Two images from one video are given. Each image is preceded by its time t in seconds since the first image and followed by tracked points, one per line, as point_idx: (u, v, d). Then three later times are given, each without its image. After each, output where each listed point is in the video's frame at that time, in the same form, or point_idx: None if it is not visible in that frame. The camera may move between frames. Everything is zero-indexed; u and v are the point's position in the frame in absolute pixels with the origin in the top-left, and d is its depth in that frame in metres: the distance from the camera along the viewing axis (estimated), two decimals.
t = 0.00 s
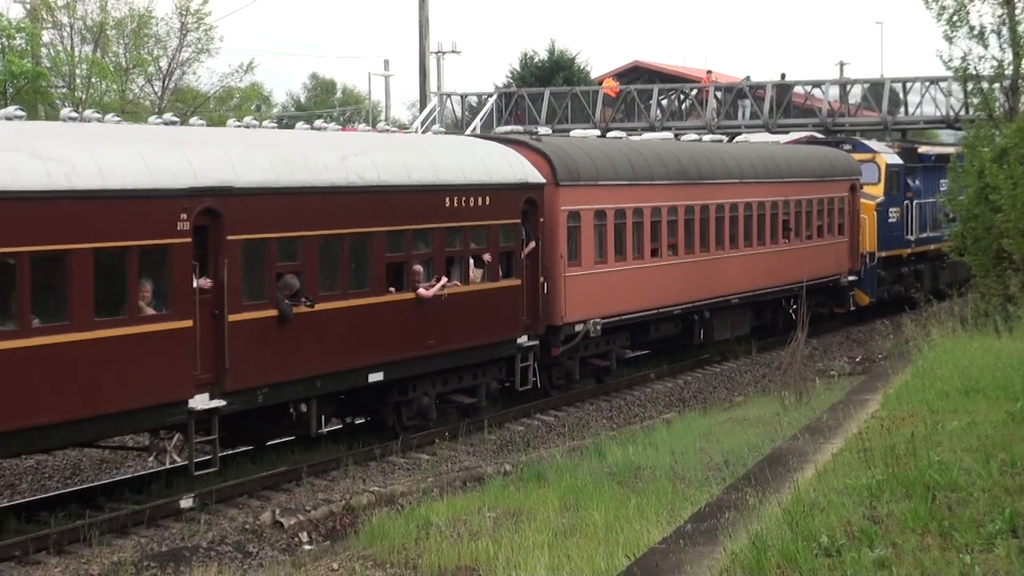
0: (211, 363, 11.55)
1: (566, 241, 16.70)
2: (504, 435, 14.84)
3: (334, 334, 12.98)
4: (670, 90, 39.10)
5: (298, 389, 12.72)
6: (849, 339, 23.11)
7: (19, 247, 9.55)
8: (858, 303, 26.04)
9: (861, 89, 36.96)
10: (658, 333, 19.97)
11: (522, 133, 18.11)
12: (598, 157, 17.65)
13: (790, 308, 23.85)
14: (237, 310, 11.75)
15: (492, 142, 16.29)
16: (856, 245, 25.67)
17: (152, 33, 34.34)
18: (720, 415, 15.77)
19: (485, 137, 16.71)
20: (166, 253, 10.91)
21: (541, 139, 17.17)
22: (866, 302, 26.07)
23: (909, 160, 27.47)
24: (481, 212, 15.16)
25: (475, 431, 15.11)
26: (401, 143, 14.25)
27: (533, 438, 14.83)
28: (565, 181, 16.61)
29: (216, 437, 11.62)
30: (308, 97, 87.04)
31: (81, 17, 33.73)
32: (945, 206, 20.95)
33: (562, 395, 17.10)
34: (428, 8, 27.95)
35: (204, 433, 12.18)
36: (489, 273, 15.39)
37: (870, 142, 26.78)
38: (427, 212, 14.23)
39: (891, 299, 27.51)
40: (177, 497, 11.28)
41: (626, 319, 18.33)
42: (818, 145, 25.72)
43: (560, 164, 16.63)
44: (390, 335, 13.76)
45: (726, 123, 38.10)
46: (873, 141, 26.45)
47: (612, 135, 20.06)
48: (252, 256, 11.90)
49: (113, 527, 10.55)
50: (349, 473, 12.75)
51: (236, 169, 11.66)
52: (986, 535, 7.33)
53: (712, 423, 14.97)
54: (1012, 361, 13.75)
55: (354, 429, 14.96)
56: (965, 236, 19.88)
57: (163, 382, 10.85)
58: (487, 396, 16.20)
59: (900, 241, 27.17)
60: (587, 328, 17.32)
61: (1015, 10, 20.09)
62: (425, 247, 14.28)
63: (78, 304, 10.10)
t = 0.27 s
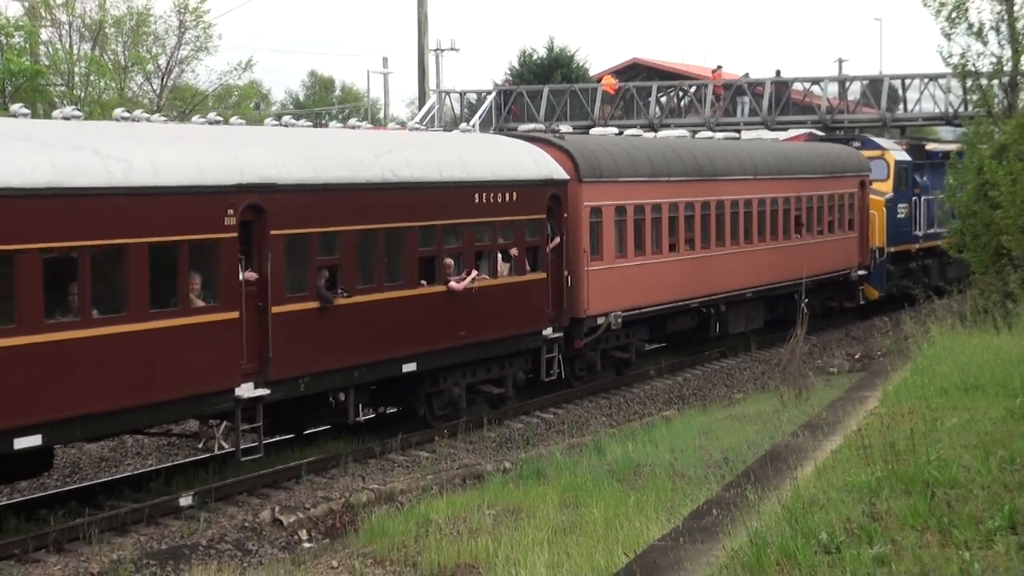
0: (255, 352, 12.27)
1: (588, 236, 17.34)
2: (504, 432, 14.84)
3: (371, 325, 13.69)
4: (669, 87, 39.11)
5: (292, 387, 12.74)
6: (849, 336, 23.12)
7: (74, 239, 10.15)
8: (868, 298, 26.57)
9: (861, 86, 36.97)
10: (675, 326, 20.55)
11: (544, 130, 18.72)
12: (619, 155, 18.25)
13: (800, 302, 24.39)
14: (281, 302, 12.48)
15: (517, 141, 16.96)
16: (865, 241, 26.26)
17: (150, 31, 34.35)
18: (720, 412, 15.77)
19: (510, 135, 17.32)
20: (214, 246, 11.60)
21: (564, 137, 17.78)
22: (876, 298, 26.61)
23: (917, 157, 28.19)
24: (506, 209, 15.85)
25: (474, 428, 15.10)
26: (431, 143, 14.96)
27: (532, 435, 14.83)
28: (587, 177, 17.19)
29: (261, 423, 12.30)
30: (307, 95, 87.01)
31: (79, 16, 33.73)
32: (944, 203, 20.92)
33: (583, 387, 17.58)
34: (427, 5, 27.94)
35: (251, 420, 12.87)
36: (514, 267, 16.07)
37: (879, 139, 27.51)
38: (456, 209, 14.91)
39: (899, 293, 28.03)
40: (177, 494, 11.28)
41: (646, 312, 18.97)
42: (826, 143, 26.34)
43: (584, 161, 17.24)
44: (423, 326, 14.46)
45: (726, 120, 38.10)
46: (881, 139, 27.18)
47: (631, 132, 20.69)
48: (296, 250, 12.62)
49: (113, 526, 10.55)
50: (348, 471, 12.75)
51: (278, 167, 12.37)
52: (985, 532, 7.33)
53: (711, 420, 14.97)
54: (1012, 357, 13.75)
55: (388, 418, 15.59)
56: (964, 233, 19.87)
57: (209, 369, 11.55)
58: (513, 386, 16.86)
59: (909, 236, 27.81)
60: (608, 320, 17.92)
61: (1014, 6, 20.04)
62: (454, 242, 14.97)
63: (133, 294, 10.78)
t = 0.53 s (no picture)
0: (296, 344, 12.76)
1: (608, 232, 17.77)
2: (504, 430, 14.84)
3: (404, 318, 14.19)
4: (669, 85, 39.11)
5: (327, 378, 13.20)
6: (849, 334, 23.13)
7: (126, 236, 10.67)
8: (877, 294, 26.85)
9: (860, 84, 36.98)
10: (691, 321, 20.97)
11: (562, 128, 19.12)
12: (636, 153, 18.67)
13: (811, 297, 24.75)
14: (318, 296, 12.97)
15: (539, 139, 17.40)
16: (874, 237, 26.66)
17: (149, 30, 34.32)
18: (720, 410, 15.78)
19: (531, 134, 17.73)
20: (257, 241, 12.10)
21: (584, 136, 18.21)
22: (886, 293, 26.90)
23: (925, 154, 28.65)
24: (531, 205, 16.31)
25: (474, 426, 15.10)
26: (458, 142, 15.43)
27: (532, 433, 14.83)
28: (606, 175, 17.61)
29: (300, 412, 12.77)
30: (307, 93, 86.99)
31: (79, 14, 33.70)
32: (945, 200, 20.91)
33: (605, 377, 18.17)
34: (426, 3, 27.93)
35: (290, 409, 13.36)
36: (540, 262, 16.51)
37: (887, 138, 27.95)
38: (482, 206, 15.37)
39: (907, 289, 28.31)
40: (177, 493, 11.28)
41: (664, 306, 19.40)
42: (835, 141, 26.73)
43: (602, 159, 17.68)
44: (452, 319, 14.94)
45: (725, 118, 38.11)
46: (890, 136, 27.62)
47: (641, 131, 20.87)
48: (332, 246, 13.10)
49: (113, 525, 10.54)
50: (348, 469, 12.75)
51: (317, 166, 12.86)
52: (985, 529, 7.33)
53: (711, 417, 14.98)
54: (1012, 354, 13.74)
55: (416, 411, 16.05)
56: (964, 231, 19.85)
57: (252, 361, 12.03)
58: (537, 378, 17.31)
59: (918, 232, 28.20)
60: (628, 314, 18.33)
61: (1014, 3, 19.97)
62: (481, 237, 15.44)
63: (182, 288, 11.28)
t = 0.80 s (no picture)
0: (334, 337, 13.21)
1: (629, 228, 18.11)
2: (504, 429, 14.83)
3: (433, 312, 14.57)
4: (668, 84, 39.10)
5: (362, 370, 13.66)
6: (849, 332, 23.13)
7: (176, 231, 11.15)
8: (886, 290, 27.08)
9: (861, 82, 36.95)
10: (708, 315, 21.21)
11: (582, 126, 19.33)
12: (656, 152, 18.94)
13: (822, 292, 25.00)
14: (354, 290, 13.40)
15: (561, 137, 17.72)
16: (885, 234, 26.89)
17: (149, 29, 34.33)
18: (721, 408, 15.78)
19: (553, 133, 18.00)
20: (297, 237, 12.55)
21: (604, 135, 18.47)
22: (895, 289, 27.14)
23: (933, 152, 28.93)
24: (556, 202, 16.69)
25: (474, 425, 15.09)
26: (484, 141, 15.83)
27: (533, 431, 14.82)
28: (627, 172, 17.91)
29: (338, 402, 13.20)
30: (307, 92, 87.00)
31: (78, 13, 33.71)
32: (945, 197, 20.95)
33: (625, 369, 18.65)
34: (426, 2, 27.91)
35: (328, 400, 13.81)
36: (564, 257, 16.88)
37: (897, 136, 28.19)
38: (508, 203, 15.76)
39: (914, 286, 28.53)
40: (177, 492, 11.27)
41: (683, 301, 19.71)
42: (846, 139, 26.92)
43: (623, 157, 17.96)
44: (481, 313, 15.37)
45: (726, 116, 38.10)
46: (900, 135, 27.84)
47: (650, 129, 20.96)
48: (367, 242, 13.51)
49: (113, 523, 10.54)
50: (349, 468, 12.74)
51: (353, 164, 13.29)
52: (986, 527, 7.33)
53: (711, 416, 14.98)
54: (1012, 353, 13.74)
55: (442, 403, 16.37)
56: (965, 229, 19.84)
57: (293, 351, 12.49)
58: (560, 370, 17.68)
59: (926, 229, 28.49)
60: (647, 309, 18.64)
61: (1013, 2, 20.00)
62: (508, 234, 15.82)
63: (227, 281, 11.75)
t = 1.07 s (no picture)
0: (373, 326, 13.66)
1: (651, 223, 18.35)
2: (505, 426, 14.83)
3: (464, 304, 14.95)
4: (669, 80, 39.06)
5: (399, 360, 14.07)
6: (850, 329, 23.11)
7: (208, 225, 11.36)
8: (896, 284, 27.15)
9: (862, 78, 36.91)
10: (725, 308, 21.31)
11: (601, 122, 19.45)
12: (675, 149, 19.10)
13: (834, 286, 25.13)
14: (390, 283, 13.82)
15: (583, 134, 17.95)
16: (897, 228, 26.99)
17: (150, 26, 34.32)
18: (721, 405, 15.78)
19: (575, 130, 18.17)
20: (337, 229, 13.00)
21: (624, 131, 18.64)
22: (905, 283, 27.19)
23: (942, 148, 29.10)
24: (581, 197, 17.02)
25: (475, 421, 15.09)
26: (512, 137, 16.19)
27: (534, 428, 14.83)
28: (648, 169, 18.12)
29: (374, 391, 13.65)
30: (308, 88, 86.97)
31: (79, 10, 33.71)
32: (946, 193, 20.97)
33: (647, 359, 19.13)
34: None
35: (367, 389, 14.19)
36: (588, 251, 17.21)
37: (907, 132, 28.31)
38: (536, 198, 16.08)
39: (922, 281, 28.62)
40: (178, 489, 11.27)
41: (704, 294, 19.93)
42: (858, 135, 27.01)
43: (643, 154, 18.16)
44: (511, 305, 15.75)
45: (726, 113, 38.07)
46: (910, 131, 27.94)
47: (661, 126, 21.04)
48: (402, 234, 13.95)
49: (115, 520, 10.54)
50: (350, 465, 12.75)
51: (389, 161, 13.70)
52: (986, 524, 7.33)
53: (712, 412, 14.97)
54: (1013, 349, 13.73)
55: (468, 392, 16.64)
56: (965, 225, 19.83)
57: (332, 342, 12.90)
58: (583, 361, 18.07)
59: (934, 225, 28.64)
60: (667, 302, 18.85)
61: None
62: (536, 228, 16.16)
63: (274, 274, 12.16)
